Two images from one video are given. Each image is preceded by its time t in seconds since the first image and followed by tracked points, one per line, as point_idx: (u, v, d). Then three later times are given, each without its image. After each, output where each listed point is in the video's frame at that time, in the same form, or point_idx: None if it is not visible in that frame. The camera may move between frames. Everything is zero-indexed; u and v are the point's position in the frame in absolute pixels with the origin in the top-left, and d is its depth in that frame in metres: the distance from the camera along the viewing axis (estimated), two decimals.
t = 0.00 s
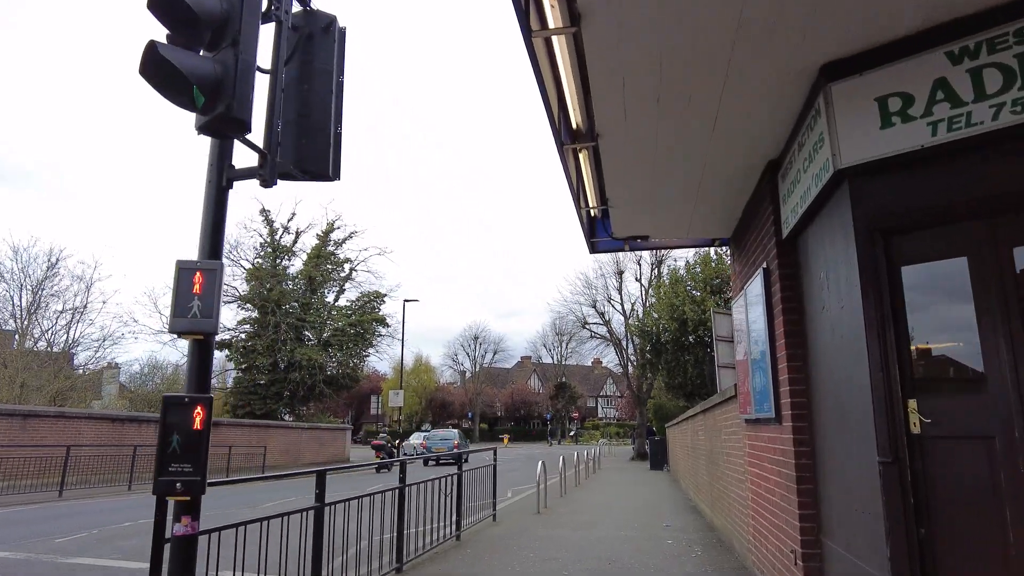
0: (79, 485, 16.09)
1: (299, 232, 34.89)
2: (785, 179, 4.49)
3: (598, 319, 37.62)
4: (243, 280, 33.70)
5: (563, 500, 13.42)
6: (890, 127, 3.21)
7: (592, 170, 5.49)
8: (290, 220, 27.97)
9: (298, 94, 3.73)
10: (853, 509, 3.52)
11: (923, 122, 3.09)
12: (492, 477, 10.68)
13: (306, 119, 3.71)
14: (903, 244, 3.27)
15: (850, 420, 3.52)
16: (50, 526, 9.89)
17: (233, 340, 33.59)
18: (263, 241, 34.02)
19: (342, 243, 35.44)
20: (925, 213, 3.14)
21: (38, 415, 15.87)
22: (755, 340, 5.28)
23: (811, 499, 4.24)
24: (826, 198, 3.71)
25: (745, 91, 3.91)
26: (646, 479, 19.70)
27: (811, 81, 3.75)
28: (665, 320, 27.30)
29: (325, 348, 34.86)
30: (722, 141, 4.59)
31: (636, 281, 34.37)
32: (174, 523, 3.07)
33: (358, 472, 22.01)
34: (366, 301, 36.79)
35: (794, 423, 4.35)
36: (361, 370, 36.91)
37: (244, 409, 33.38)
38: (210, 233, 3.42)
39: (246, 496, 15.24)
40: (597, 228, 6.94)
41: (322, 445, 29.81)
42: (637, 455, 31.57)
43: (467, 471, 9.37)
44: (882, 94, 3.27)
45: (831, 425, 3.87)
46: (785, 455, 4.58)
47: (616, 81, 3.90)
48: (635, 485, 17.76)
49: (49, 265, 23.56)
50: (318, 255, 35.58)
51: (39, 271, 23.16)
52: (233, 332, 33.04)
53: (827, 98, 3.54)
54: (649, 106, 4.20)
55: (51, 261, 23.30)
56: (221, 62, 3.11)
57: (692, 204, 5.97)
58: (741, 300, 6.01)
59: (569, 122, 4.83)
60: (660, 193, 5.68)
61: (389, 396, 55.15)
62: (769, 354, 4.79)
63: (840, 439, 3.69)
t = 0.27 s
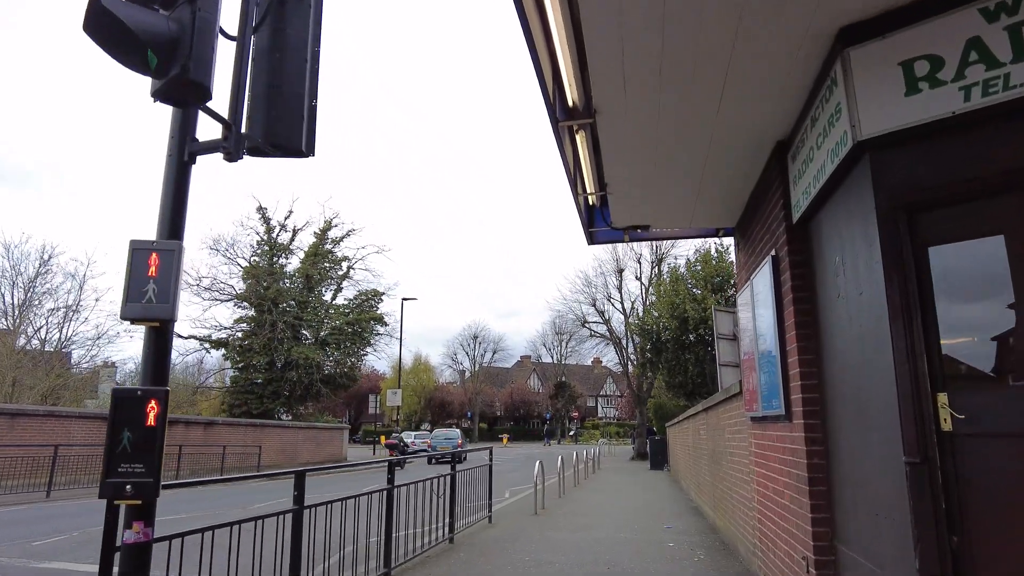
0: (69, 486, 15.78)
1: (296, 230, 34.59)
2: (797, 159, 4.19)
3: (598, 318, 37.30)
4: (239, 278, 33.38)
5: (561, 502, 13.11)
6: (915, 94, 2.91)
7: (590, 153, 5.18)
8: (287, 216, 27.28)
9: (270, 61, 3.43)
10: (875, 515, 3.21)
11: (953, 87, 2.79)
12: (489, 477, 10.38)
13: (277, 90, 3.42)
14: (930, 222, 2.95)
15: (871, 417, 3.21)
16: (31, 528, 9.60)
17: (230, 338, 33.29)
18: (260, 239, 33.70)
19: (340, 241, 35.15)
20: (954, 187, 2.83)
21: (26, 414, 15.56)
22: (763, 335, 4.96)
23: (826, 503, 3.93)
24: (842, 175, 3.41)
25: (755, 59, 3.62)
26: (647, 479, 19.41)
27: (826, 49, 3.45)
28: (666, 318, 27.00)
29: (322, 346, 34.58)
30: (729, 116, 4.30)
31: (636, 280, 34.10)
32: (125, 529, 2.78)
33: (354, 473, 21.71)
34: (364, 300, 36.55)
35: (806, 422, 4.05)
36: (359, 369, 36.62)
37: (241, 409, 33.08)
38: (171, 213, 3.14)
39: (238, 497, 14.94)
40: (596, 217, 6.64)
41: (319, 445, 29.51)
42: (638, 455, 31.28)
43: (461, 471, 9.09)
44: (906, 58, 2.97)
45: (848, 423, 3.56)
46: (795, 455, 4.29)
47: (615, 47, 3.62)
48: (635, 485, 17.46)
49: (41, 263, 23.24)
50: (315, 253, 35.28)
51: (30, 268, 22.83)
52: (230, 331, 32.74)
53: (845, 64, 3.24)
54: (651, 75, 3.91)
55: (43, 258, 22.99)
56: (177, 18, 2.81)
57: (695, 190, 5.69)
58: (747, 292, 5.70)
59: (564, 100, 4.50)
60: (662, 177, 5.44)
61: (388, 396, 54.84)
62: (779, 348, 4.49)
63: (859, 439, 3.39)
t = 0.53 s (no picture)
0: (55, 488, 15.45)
1: (293, 229, 34.25)
2: (810, 135, 3.86)
3: (598, 317, 36.96)
4: (235, 276, 33.02)
5: (559, 504, 12.78)
6: (951, 49, 2.57)
7: (587, 133, 4.86)
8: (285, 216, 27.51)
9: (230, 18, 3.11)
10: (906, 524, 2.87)
11: (998, 39, 2.45)
12: (484, 479, 10.05)
13: (239, 55, 3.10)
14: (965, 194, 2.62)
15: (900, 415, 2.86)
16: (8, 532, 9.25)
17: (225, 337, 32.95)
18: (256, 237, 33.36)
19: (337, 239, 34.83)
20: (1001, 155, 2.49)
21: (11, 414, 15.19)
22: (772, 329, 4.61)
23: (845, 509, 3.58)
24: (865, 145, 3.07)
25: (765, 22, 3.29)
26: (646, 480, 19.08)
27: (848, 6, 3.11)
28: (666, 316, 26.69)
29: (319, 346, 34.26)
30: (736, 90, 3.95)
31: (636, 278, 33.78)
32: (57, 545, 2.46)
33: (350, 474, 21.38)
34: (361, 298, 36.25)
35: (821, 421, 3.71)
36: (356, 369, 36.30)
37: (236, 409, 32.74)
38: (117, 188, 2.80)
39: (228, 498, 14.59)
40: (593, 205, 6.29)
41: (314, 446, 29.19)
42: (638, 456, 30.96)
43: (454, 473, 8.75)
44: (942, 9, 2.62)
45: (871, 423, 3.22)
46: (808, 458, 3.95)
47: (613, 6, 3.27)
48: (635, 486, 17.13)
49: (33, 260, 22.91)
50: (312, 252, 34.96)
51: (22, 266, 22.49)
52: (226, 330, 32.41)
53: (868, 21, 2.90)
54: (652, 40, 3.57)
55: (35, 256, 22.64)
56: None
57: (698, 174, 5.37)
58: (754, 284, 5.36)
59: (558, 72, 4.18)
60: (662, 159, 5.11)
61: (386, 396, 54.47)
62: (790, 342, 4.15)
63: (885, 440, 3.04)
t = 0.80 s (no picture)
0: (45, 489, 15.22)
1: (290, 227, 34.00)
2: (826, 113, 3.55)
3: (598, 316, 36.67)
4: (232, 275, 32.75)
5: (556, 507, 12.50)
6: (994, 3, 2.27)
7: (584, 115, 4.56)
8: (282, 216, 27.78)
9: None
10: (938, 539, 2.57)
11: None
12: (478, 482, 9.76)
13: (196, 19, 2.82)
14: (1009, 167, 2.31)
15: (933, 417, 2.56)
16: None
17: (222, 336, 32.69)
18: (253, 236, 33.09)
19: (335, 238, 34.56)
20: None
21: None
22: (782, 326, 4.31)
23: (865, 520, 3.27)
24: (889, 119, 2.78)
25: None
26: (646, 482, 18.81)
27: None
28: (666, 315, 26.41)
29: (316, 345, 33.98)
30: (745, 66, 3.65)
31: (636, 277, 33.53)
32: None
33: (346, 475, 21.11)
34: (359, 298, 35.99)
35: (837, 424, 3.41)
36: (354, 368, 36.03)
37: (233, 408, 32.47)
38: (56, 164, 2.52)
39: (220, 500, 14.32)
40: (592, 195, 5.99)
41: (311, 446, 28.92)
42: (638, 457, 30.69)
43: (446, 475, 8.46)
44: None
45: (895, 426, 2.92)
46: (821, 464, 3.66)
47: None
48: (635, 488, 16.84)
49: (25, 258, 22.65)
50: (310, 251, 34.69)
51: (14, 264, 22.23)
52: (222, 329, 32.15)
53: None
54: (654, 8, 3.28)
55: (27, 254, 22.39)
56: None
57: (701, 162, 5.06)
58: (761, 278, 5.05)
59: (552, 47, 3.88)
60: (665, 145, 4.80)
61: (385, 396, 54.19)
62: (803, 338, 3.84)
63: (913, 445, 2.74)
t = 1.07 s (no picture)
0: (33, 489, 14.93)
1: (287, 225, 33.68)
2: (848, 78, 3.22)
3: (598, 315, 36.32)
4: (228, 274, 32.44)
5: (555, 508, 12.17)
6: None
7: (582, 85, 4.23)
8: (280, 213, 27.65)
9: None
10: (988, 551, 2.25)
11: None
12: (475, 483, 9.41)
13: None
14: None
15: (982, 410, 2.23)
16: None
17: (218, 335, 32.38)
18: (250, 233, 32.79)
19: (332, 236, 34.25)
20: None
21: None
22: (796, 315, 3.98)
23: (894, 526, 2.94)
24: (926, 75, 2.46)
25: None
26: (647, 482, 18.49)
27: None
28: (667, 313, 26.08)
29: (314, 344, 33.67)
30: (758, 27, 3.33)
31: (637, 276, 33.19)
32: None
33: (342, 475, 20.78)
34: (357, 296, 35.68)
35: (863, 420, 3.08)
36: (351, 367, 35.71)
37: (229, 408, 32.16)
38: None
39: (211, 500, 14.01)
40: (592, 177, 5.66)
41: (308, 446, 28.61)
42: (639, 456, 30.35)
43: (440, 477, 8.12)
44: None
45: (933, 423, 2.59)
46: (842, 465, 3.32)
47: None
48: (635, 489, 16.52)
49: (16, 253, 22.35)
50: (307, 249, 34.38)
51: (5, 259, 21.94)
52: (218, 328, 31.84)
53: None
54: None
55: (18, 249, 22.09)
56: None
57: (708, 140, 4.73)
58: (771, 264, 4.72)
59: (547, 7, 3.56)
60: (668, 120, 4.48)
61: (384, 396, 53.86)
62: (820, 327, 3.51)
63: (960, 444, 2.41)
